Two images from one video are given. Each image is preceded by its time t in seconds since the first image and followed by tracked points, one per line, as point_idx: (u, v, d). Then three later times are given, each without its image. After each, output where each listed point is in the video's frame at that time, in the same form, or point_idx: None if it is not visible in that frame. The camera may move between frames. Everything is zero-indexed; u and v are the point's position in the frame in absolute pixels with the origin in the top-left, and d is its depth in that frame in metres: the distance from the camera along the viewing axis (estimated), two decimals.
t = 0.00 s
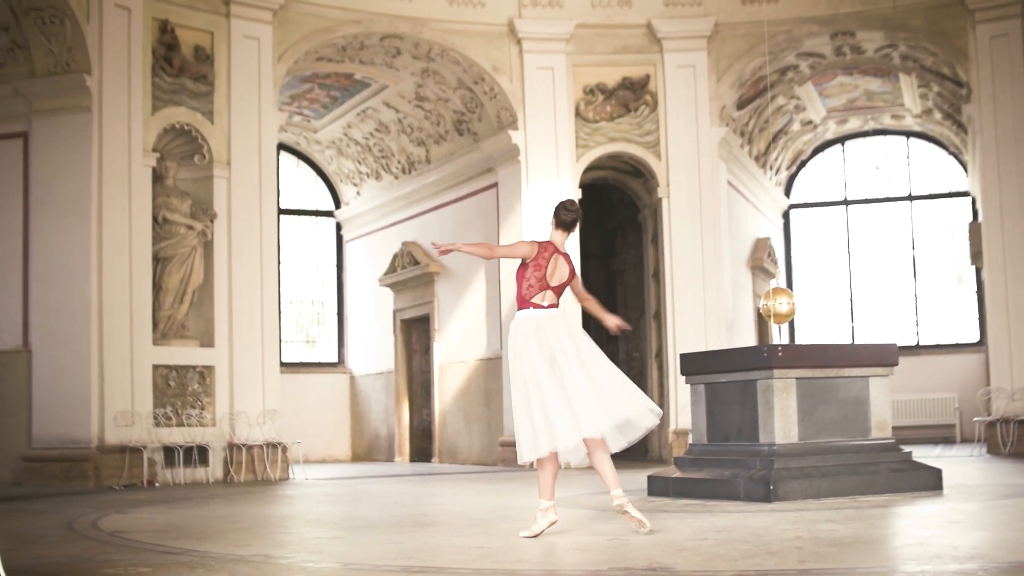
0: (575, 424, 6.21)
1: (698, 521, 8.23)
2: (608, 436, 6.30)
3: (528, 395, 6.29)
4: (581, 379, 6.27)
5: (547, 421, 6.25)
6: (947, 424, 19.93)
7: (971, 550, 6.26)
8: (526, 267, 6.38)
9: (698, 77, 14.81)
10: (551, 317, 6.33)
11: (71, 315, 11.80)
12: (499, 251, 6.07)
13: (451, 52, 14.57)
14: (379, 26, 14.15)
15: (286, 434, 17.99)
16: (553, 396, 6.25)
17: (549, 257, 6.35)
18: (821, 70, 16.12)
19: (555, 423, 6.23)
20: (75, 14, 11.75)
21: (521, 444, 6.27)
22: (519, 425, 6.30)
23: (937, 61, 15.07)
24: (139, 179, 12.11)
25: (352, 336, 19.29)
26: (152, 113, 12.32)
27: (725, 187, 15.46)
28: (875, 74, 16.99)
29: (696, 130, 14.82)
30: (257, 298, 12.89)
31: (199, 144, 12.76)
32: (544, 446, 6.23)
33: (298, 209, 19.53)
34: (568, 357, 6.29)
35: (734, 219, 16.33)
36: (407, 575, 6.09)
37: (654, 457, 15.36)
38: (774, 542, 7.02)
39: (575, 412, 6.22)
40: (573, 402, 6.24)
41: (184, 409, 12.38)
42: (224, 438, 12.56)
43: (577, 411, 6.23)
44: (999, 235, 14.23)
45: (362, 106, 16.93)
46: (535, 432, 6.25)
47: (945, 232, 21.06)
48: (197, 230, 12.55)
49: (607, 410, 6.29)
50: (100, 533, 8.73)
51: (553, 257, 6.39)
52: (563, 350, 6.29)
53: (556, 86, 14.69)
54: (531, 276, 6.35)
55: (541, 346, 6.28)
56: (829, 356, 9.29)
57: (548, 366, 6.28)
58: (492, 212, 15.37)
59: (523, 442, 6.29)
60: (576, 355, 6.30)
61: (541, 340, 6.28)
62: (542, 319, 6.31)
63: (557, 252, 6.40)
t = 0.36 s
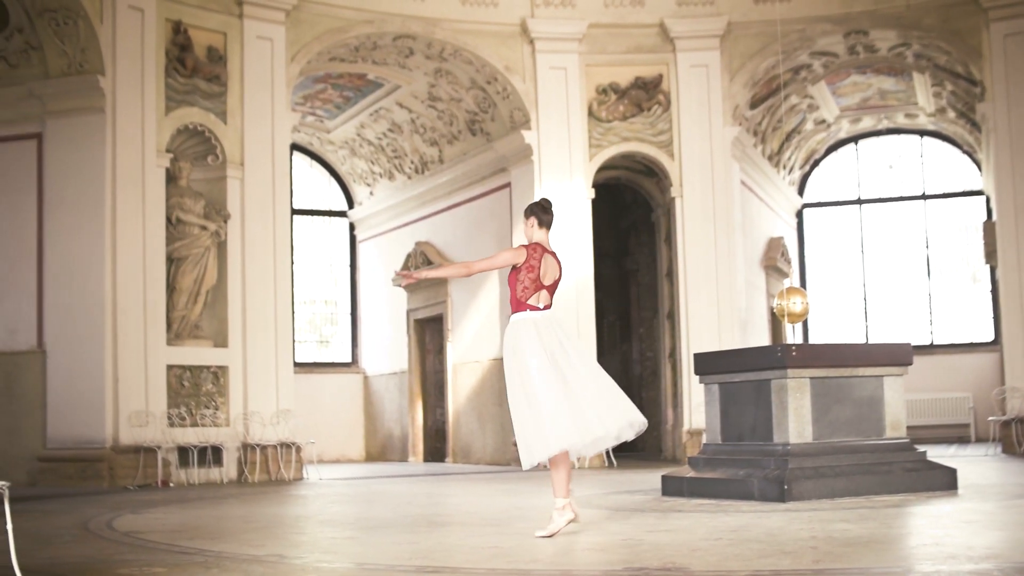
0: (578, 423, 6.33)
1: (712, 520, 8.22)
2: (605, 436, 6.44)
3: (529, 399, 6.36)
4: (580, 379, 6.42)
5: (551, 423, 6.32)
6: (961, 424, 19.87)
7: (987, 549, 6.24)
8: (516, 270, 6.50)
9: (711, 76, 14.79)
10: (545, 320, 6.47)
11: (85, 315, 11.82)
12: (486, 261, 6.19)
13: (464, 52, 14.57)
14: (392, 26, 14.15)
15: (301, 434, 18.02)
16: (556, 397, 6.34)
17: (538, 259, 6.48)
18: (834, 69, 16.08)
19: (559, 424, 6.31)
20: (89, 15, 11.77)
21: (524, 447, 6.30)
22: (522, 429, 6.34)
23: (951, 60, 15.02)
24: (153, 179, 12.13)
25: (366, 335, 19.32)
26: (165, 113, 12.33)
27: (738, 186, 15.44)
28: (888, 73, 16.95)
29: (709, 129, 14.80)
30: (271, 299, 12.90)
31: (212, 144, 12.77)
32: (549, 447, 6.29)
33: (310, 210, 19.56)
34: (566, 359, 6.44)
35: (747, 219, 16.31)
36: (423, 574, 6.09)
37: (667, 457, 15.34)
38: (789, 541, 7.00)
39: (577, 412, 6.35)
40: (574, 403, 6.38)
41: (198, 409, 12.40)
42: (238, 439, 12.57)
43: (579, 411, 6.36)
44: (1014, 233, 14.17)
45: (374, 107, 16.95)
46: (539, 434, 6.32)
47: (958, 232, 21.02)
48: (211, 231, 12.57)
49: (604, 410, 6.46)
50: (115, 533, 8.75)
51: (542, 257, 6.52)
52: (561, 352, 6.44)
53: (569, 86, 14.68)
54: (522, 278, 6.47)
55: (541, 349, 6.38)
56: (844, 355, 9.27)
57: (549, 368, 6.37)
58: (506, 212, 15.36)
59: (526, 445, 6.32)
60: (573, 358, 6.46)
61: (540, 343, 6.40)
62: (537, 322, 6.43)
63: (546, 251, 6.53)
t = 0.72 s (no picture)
0: (559, 426, 6.42)
1: (730, 521, 8.21)
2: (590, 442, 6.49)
3: (518, 397, 6.53)
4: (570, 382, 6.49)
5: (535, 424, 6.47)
6: (978, 424, 19.79)
7: (1006, 550, 6.21)
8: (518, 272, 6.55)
9: (725, 77, 14.78)
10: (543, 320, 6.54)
11: (102, 320, 11.84)
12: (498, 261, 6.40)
13: (478, 54, 14.57)
14: (406, 28, 14.17)
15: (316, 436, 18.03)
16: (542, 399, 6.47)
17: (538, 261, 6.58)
18: (848, 69, 16.04)
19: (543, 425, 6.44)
20: (104, 19, 11.78)
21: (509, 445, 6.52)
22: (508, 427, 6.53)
23: (966, 59, 14.98)
24: (168, 183, 12.15)
25: (381, 337, 19.35)
26: (181, 117, 12.35)
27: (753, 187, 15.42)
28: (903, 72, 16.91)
29: (723, 130, 14.78)
30: (286, 302, 12.91)
31: (227, 147, 12.78)
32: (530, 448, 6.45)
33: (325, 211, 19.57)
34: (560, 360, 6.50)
35: (762, 219, 16.28)
36: None
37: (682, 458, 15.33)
38: (806, 543, 6.99)
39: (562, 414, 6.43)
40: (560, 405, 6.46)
41: (214, 412, 12.42)
42: (254, 441, 12.58)
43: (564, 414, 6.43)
44: None
45: (389, 109, 16.96)
46: (523, 432, 6.51)
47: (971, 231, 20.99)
48: (226, 234, 12.59)
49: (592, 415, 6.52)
50: (133, 536, 8.75)
51: (537, 255, 6.65)
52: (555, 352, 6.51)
53: (583, 87, 14.67)
54: (526, 279, 6.56)
55: (533, 349, 6.50)
56: (860, 356, 9.23)
57: (539, 368, 6.49)
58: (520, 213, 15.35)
59: (510, 442, 6.54)
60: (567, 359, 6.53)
61: (533, 344, 6.49)
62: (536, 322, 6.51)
63: (540, 250, 6.66)
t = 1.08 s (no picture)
0: (547, 430, 6.40)
1: (747, 520, 8.19)
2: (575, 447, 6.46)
3: (505, 397, 6.44)
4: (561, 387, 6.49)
5: (521, 425, 6.40)
6: (996, 422, 19.73)
7: None
8: (526, 283, 6.48)
9: (741, 75, 14.76)
10: (541, 327, 6.54)
11: (119, 321, 11.88)
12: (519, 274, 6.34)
13: (493, 54, 14.57)
14: (421, 29, 14.18)
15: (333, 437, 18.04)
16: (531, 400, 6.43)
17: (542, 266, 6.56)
18: (864, 67, 15.98)
19: (528, 425, 6.39)
20: (119, 21, 11.83)
21: (488, 442, 6.37)
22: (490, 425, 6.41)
23: (982, 56, 14.94)
24: (183, 184, 12.19)
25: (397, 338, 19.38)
26: (196, 119, 12.38)
27: (769, 185, 15.40)
28: (919, 70, 16.84)
29: (739, 129, 14.77)
30: (302, 302, 12.94)
31: (243, 149, 12.81)
32: (515, 449, 6.35)
33: (340, 212, 19.60)
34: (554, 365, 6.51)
35: (778, 218, 16.25)
36: None
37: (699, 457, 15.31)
38: (824, 542, 6.97)
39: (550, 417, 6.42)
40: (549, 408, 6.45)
41: (230, 413, 12.43)
42: (272, 442, 12.61)
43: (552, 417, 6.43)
44: None
45: (404, 110, 16.98)
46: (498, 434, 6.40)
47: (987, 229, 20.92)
48: (242, 235, 12.62)
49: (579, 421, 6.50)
50: (151, 537, 8.77)
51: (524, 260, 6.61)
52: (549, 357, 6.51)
53: (598, 87, 14.67)
54: (532, 288, 6.52)
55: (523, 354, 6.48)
56: (879, 355, 9.22)
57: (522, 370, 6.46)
58: (536, 213, 15.33)
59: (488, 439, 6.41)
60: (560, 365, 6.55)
61: (529, 347, 6.47)
62: (534, 328, 6.50)
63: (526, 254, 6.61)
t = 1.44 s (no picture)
0: (523, 446, 6.26)
1: (765, 520, 8.17)
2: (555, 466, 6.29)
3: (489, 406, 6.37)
4: (550, 401, 6.32)
5: (501, 436, 6.32)
6: (1011, 420, 19.69)
7: None
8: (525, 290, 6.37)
9: (757, 73, 14.73)
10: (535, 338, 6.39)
11: (135, 321, 11.89)
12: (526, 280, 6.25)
13: (509, 53, 14.56)
14: (436, 28, 14.18)
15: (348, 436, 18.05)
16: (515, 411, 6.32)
17: (539, 275, 6.46)
18: (880, 64, 15.91)
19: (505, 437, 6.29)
20: (136, 22, 11.84)
21: (464, 449, 6.32)
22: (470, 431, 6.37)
23: (999, 53, 14.90)
24: (200, 184, 12.21)
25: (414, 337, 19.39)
26: (212, 118, 12.39)
27: (785, 183, 15.36)
28: (936, 67, 16.77)
29: (755, 127, 14.75)
30: (318, 301, 12.95)
31: (259, 149, 12.82)
32: (489, 460, 6.27)
33: (355, 211, 19.61)
34: (544, 378, 6.34)
35: (794, 216, 16.22)
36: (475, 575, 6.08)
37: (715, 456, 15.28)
38: (843, 541, 6.95)
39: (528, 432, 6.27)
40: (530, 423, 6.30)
41: (247, 413, 12.45)
42: (288, 441, 12.62)
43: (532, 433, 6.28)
44: None
45: (420, 109, 16.99)
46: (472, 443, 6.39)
47: (1002, 226, 20.86)
48: (258, 235, 12.63)
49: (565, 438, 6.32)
50: (169, 537, 8.78)
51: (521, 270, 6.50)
52: (541, 369, 6.35)
53: (613, 85, 14.66)
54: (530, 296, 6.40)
55: (504, 364, 6.39)
56: (895, 353, 9.19)
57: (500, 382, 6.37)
58: (552, 211, 15.32)
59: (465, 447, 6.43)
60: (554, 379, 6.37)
61: (518, 360, 6.35)
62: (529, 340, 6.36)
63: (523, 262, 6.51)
